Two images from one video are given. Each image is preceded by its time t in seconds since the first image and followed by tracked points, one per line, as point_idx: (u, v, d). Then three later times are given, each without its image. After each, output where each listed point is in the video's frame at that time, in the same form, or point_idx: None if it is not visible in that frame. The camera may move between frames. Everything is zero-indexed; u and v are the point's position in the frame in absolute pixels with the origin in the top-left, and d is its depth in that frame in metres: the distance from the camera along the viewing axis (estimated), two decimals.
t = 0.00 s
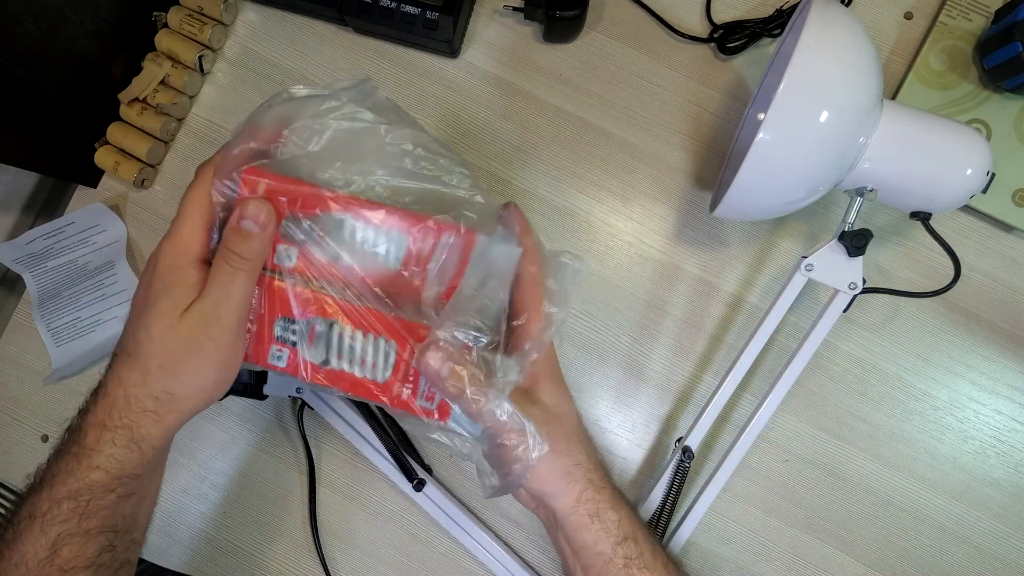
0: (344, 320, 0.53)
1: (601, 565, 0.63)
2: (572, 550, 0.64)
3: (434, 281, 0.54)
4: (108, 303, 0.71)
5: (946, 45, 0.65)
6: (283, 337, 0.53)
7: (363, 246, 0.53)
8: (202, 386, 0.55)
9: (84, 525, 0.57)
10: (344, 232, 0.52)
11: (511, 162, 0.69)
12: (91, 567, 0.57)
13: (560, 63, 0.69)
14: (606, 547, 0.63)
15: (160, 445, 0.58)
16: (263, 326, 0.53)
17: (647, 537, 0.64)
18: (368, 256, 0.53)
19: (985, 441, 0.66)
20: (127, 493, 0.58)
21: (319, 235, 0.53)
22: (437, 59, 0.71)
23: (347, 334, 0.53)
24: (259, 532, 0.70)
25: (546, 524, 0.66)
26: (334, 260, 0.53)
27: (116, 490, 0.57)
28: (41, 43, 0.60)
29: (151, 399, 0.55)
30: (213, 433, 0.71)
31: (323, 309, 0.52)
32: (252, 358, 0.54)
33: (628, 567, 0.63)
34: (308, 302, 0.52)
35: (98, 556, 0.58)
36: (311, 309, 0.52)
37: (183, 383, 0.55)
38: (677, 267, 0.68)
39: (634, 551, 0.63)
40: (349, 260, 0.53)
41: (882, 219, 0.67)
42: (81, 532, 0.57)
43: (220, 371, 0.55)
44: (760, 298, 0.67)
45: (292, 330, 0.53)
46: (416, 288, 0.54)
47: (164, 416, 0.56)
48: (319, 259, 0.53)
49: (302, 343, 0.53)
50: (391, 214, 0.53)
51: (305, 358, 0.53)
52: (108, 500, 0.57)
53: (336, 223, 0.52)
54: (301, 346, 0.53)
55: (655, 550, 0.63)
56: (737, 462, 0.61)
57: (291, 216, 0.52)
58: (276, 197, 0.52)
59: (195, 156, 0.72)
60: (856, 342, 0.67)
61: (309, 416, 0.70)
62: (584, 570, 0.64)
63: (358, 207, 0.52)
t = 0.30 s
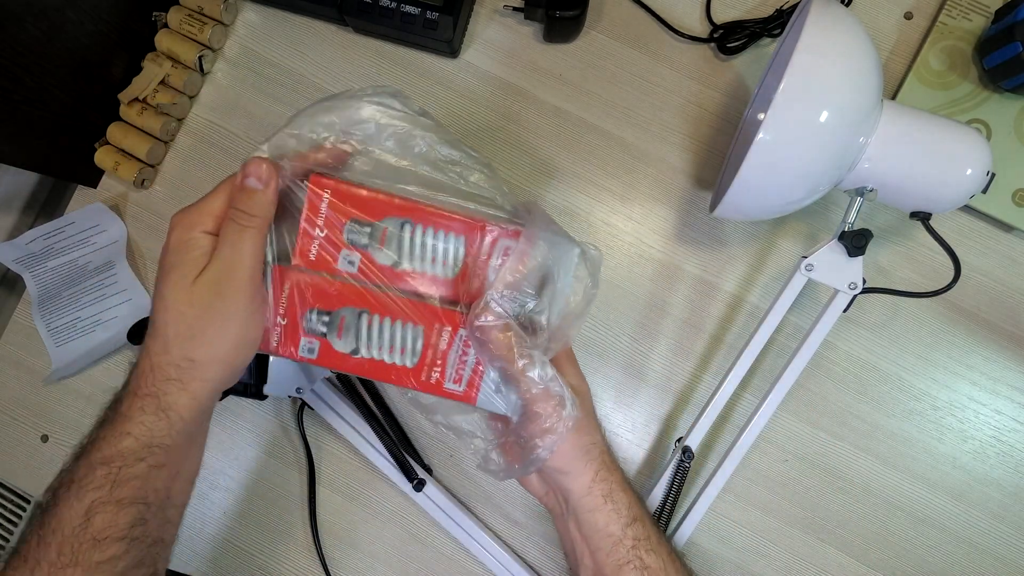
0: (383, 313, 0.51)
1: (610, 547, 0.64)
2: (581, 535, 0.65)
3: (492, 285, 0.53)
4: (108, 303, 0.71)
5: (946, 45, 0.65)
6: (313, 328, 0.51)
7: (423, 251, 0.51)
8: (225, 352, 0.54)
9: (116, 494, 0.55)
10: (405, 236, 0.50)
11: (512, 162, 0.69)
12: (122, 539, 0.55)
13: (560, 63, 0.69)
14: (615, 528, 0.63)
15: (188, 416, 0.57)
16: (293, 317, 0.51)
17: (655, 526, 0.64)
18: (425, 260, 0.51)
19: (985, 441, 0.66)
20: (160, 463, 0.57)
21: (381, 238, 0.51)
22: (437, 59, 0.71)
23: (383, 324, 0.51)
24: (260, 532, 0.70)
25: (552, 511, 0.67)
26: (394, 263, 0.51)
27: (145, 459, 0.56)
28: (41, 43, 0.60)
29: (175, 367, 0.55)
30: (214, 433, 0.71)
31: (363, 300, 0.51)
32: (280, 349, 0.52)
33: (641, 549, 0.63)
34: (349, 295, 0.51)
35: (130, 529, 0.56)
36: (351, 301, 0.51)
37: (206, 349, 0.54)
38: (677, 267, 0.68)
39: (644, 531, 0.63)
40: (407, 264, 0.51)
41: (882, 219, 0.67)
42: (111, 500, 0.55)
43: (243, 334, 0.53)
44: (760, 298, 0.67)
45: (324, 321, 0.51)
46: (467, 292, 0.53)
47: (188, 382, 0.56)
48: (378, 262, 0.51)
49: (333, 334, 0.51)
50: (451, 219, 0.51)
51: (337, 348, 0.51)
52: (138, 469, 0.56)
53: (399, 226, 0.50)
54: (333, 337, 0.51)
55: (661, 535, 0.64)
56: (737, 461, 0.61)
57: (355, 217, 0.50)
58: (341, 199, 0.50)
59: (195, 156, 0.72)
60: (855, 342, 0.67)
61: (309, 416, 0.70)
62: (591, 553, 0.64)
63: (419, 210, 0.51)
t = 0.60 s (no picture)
0: (441, 342, 0.47)
1: (623, 548, 0.65)
2: (596, 536, 0.66)
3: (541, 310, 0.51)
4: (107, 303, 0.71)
5: (946, 45, 0.65)
6: (371, 367, 0.46)
7: (479, 276, 0.46)
8: (210, 407, 0.50)
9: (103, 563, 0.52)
10: (460, 263, 0.44)
11: (512, 163, 0.69)
12: None
13: (560, 62, 0.69)
14: (631, 531, 0.65)
15: (173, 485, 0.52)
16: (349, 365, 0.45)
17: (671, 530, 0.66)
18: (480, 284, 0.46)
19: (985, 442, 0.66)
20: (146, 533, 0.53)
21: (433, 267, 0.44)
22: (437, 59, 0.71)
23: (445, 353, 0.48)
24: (260, 532, 0.70)
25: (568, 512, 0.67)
26: (445, 290, 0.45)
27: (133, 527, 0.53)
28: (41, 43, 0.60)
29: (151, 434, 0.49)
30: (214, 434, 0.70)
31: (422, 332, 0.46)
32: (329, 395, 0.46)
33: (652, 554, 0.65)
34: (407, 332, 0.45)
35: None
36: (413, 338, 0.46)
37: (183, 410, 0.48)
38: (677, 266, 0.68)
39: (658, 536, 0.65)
40: (459, 289, 0.46)
41: (883, 219, 0.67)
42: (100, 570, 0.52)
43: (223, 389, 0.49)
44: (760, 298, 0.67)
45: (383, 359, 0.46)
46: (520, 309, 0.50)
47: (164, 455, 0.50)
48: (429, 291, 0.45)
49: (392, 369, 0.47)
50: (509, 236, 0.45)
51: (397, 382, 0.48)
52: (126, 538, 0.53)
53: (453, 252, 0.44)
54: (392, 373, 0.47)
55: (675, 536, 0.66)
56: (737, 461, 0.61)
57: (405, 250, 0.42)
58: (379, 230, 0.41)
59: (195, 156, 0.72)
60: (855, 341, 0.67)
61: (309, 416, 0.70)
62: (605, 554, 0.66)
63: (478, 234, 0.44)
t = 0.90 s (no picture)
0: (439, 348, 0.49)
1: (623, 561, 0.64)
2: (595, 545, 0.65)
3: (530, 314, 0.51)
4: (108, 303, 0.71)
5: (945, 46, 0.65)
6: (367, 368, 0.50)
7: (480, 285, 0.49)
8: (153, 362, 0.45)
9: (67, 532, 0.49)
10: (463, 270, 0.49)
11: (512, 163, 0.69)
12: None
13: (560, 63, 0.69)
14: (630, 544, 0.64)
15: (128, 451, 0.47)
16: (348, 360, 0.50)
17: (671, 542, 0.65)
18: (481, 292, 0.50)
19: (985, 442, 0.66)
20: (105, 504, 0.49)
21: (442, 271, 0.49)
22: (437, 59, 0.71)
23: (444, 360, 0.50)
24: (260, 532, 0.70)
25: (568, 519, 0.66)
26: (449, 297, 0.49)
27: (90, 493, 0.49)
28: (41, 43, 0.60)
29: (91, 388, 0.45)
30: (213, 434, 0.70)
31: (426, 334, 0.49)
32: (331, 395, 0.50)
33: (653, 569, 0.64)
34: (411, 331, 0.49)
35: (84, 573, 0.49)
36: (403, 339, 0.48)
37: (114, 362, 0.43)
38: (677, 266, 0.68)
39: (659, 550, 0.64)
40: (462, 299, 0.49)
41: (883, 219, 0.67)
42: (66, 539, 0.49)
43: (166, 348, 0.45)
44: (760, 298, 0.67)
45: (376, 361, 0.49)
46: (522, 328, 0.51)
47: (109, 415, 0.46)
48: (434, 297, 0.49)
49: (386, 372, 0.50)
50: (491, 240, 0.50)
51: (389, 387, 0.51)
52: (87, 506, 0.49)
53: (461, 258, 0.49)
54: (386, 375, 0.51)
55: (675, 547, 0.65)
56: (737, 461, 0.61)
57: (419, 249, 0.48)
58: (401, 238, 0.47)
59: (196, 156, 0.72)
60: (855, 341, 0.67)
61: (309, 416, 0.70)
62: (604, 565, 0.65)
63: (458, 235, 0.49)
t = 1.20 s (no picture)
0: (478, 280, 0.47)
1: (636, 550, 0.63)
2: (609, 533, 0.64)
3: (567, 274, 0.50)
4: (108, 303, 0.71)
5: (946, 45, 0.65)
6: (402, 274, 0.44)
7: (520, 223, 0.48)
8: None
9: None
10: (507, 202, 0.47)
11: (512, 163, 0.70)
12: None
13: (560, 63, 0.69)
14: (642, 532, 0.63)
15: None
16: (386, 260, 0.44)
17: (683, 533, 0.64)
18: (528, 237, 0.48)
19: (984, 442, 0.66)
20: None
21: (491, 201, 0.46)
22: (437, 59, 0.70)
23: (471, 291, 0.47)
24: (260, 532, 0.70)
25: (584, 509, 0.66)
26: (488, 225, 0.46)
27: None
28: (41, 43, 0.60)
29: None
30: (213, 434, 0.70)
31: (458, 259, 0.46)
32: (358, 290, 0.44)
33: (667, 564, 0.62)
34: (447, 249, 0.46)
35: None
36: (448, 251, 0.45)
37: None
38: (677, 266, 0.68)
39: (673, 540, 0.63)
40: (499, 230, 0.47)
41: (883, 219, 0.67)
42: None
43: None
44: (760, 298, 0.67)
45: (416, 269, 0.45)
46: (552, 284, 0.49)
47: None
48: (474, 220, 0.46)
49: (422, 285, 0.45)
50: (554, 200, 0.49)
51: (421, 304, 0.46)
52: None
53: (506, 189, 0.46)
54: (420, 290, 0.45)
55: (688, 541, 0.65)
56: (737, 461, 0.61)
57: (468, 165, 0.45)
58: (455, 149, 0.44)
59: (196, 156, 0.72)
60: (855, 341, 0.67)
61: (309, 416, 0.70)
62: (618, 556, 0.64)
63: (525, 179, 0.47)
